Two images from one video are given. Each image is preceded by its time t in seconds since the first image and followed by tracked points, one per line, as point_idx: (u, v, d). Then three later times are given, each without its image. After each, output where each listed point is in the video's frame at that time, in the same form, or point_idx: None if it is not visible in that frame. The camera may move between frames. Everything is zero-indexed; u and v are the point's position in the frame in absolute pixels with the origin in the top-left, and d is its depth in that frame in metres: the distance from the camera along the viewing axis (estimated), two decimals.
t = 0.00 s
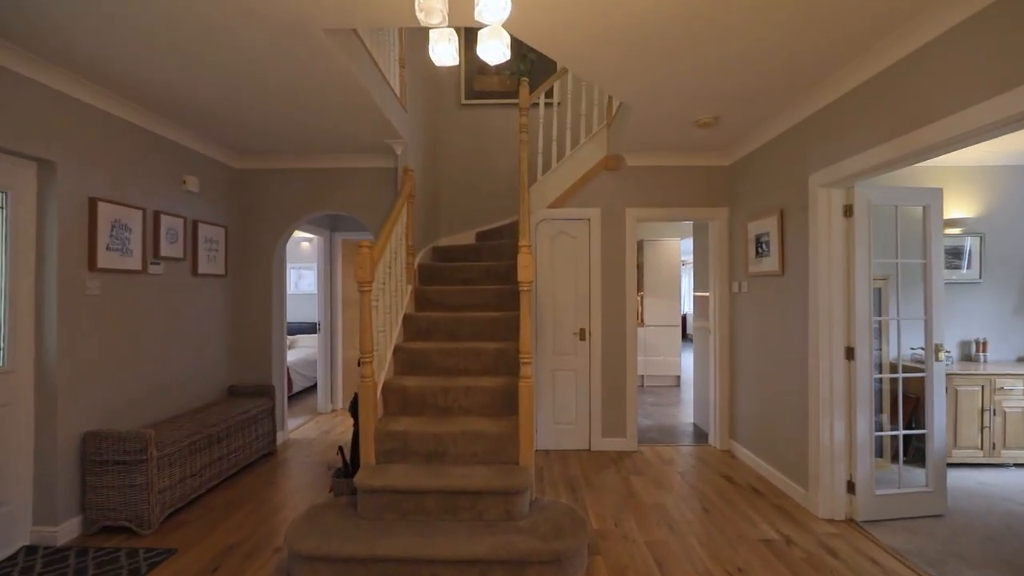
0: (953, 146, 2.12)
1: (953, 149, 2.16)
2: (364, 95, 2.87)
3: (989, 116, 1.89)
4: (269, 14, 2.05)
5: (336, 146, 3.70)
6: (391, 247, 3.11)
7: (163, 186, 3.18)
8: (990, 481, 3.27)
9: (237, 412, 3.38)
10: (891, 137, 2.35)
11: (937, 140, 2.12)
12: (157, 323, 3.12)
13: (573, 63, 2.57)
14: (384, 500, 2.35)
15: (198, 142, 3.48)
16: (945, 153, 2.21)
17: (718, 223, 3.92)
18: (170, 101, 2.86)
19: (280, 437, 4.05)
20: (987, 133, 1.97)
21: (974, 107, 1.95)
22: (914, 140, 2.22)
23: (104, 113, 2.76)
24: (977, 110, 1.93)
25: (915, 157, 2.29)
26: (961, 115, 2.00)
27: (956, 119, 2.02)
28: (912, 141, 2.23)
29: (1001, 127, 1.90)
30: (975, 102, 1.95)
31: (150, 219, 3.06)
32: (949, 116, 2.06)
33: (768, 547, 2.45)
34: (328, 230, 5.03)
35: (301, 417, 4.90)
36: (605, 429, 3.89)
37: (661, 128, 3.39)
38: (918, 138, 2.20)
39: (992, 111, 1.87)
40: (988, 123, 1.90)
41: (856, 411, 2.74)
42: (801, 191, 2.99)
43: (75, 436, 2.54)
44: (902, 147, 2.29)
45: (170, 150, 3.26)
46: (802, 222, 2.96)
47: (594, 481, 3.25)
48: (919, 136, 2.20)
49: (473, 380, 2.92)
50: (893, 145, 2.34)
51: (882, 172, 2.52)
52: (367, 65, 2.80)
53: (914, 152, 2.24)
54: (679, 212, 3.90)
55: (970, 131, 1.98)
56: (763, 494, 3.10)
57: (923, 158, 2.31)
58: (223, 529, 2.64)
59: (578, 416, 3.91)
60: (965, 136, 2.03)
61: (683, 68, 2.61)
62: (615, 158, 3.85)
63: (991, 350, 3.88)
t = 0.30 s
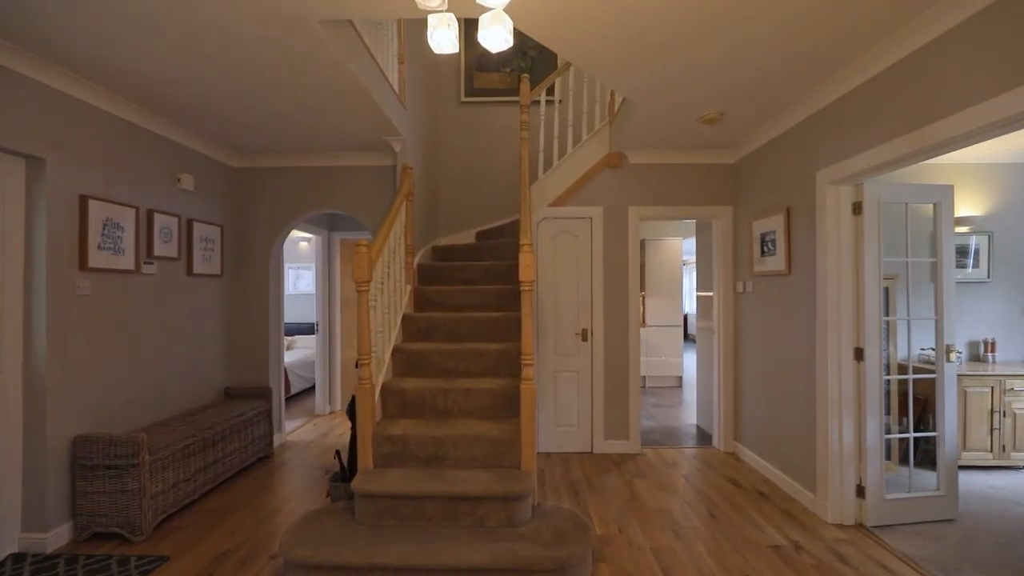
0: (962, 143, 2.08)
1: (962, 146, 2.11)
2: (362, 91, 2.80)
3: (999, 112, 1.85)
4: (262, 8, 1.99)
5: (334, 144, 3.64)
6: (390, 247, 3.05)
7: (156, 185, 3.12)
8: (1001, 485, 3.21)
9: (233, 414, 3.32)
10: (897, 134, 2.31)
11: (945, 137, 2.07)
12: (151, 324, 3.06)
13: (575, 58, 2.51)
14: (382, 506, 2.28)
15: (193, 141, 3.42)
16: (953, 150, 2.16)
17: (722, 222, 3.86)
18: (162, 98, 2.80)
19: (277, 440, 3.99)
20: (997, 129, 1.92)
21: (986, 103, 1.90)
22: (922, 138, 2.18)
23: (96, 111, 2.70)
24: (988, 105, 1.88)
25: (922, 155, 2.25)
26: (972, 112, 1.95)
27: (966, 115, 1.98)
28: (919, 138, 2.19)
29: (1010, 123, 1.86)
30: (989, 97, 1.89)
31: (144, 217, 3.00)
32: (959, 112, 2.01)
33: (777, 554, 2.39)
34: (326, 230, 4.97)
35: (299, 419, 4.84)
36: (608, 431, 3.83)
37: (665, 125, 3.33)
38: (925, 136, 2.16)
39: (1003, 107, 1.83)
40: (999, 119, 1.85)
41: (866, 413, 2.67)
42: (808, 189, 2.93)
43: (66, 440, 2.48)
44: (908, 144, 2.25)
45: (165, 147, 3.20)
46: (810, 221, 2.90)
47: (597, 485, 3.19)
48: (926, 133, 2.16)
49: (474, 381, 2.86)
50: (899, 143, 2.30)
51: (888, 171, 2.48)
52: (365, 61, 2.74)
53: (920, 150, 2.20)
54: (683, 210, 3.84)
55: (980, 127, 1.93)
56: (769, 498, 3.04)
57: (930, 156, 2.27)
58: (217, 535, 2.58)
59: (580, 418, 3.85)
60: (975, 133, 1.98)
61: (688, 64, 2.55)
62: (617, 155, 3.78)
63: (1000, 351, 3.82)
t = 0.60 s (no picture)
0: (970, 140, 2.04)
1: (971, 143, 2.07)
2: (358, 88, 2.74)
3: (1008, 109, 1.80)
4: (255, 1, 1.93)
5: (332, 142, 3.58)
6: (388, 247, 3.00)
7: (150, 183, 3.06)
8: (1008, 487, 3.17)
9: (229, 417, 3.26)
10: (905, 132, 2.26)
11: (953, 135, 2.03)
12: (144, 325, 3.00)
13: (577, 53, 2.45)
14: (380, 512, 2.23)
15: (188, 139, 3.37)
16: (961, 148, 2.12)
17: (725, 222, 3.81)
18: (155, 94, 2.74)
19: (274, 442, 3.93)
20: (1007, 126, 1.88)
21: (994, 99, 1.85)
22: (929, 136, 2.13)
23: (87, 107, 2.64)
24: (999, 101, 1.83)
25: (929, 153, 2.20)
26: (981, 108, 1.91)
27: (975, 112, 1.93)
28: (926, 135, 2.14)
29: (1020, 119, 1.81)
30: (1002, 91, 1.83)
31: (137, 216, 2.94)
32: (967, 109, 1.96)
33: (784, 559, 2.34)
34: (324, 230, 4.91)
35: (297, 421, 4.78)
36: (610, 433, 3.78)
37: (667, 123, 3.27)
38: (932, 133, 2.12)
39: (1014, 103, 1.78)
40: (1007, 116, 1.81)
41: (873, 415, 2.62)
42: (813, 187, 2.88)
43: (56, 445, 2.42)
44: (914, 142, 2.20)
45: (159, 146, 3.14)
46: (816, 219, 2.84)
47: (599, 488, 3.13)
48: (933, 130, 2.11)
49: (474, 383, 2.81)
50: (905, 141, 2.25)
51: (893, 169, 2.44)
52: (361, 57, 2.68)
53: (926, 148, 2.16)
54: (685, 209, 3.79)
55: (990, 124, 1.88)
56: (775, 501, 2.99)
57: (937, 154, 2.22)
58: (212, 541, 2.53)
59: (581, 420, 3.79)
60: (985, 130, 1.93)
61: (691, 61, 2.50)
62: (619, 154, 3.73)
63: (1006, 351, 3.78)
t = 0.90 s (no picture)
0: (975, 139, 2.00)
1: (976, 142, 2.04)
2: (356, 84, 2.70)
3: (1016, 106, 1.76)
4: None
5: (329, 140, 3.54)
6: (386, 246, 2.95)
7: (144, 182, 3.02)
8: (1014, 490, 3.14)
9: (225, 419, 3.22)
10: (909, 130, 2.23)
11: (957, 133, 2.00)
12: (138, 325, 2.96)
13: (578, 50, 2.42)
14: (378, 516, 2.19)
15: (183, 137, 3.32)
16: (966, 146, 2.09)
17: (726, 221, 3.78)
18: (148, 90, 2.69)
19: (271, 444, 3.89)
20: (1013, 124, 1.85)
21: (1001, 97, 1.82)
22: (933, 134, 2.10)
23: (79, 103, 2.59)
24: (1007, 98, 1.80)
25: (933, 152, 2.17)
26: (986, 106, 1.88)
27: (981, 109, 1.90)
28: (931, 134, 2.11)
29: None
30: (1011, 86, 1.79)
31: (131, 215, 2.90)
32: (973, 107, 1.93)
33: (788, 564, 2.30)
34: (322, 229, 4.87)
35: (295, 422, 4.74)
36: (610, 435, 3.74)
37: (668, 121, 3.24)
38: (936, 132, 2.09)
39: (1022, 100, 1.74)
40: (1014, 114, 1.78)
41: (878, 418, 2.59)
42: (817, 186, 2.84)
43: (47, 448, 2.38)
44: (917, 142, 2.18)
45: (154, 144, 3.10)
46: (820, 219, 2.80)
47: (600, 491, 3.10)
48: (938, 129, 2.08)
49: (474, 385, 2.77)
50: (909, 140, 2.22)
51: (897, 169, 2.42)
52: (358, 53, 2.64)
53: (929, 147, 2.13)
54: (687, 209, 3.75)
55: (997, 122, 1.85)
56: (778, 504, 2.95)
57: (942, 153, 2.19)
58: (206, 545, 2.49)
59: (582, 422, 3.76)
60: (991, 128, 1.90)
61: (693, 58, 2.46)
62: (619, 153, 3.70)
63: (1010, 352, 3.75)
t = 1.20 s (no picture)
0: (979, 137, 1.98)
1: (980, 140, 2.01)
2: (351, 81, 2.66)
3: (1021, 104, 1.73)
4: None
5: (327, 139, 3.51)
6: (384, 246, 2.92)
7: (139, 180, 2.98)
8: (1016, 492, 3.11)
9: (220, 420, 3.18)
10: (911, 129, 2.20)
11: (961, 132, 1.97)
12: (132, 326, 2.92)
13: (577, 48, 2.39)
14: (374, 520, 2.16)
15: (178, 136, 3.29)
16: (970, 145, 2.06)
17: (727, 221, 3.75)
18: (142, 88, 2.66)
19: (268, 446, 3.85)
20: (1017, 123, 1.82)
21: (1005, 95, 1.79)
22: (936, 133, 2.07)
23: (71, 100, 2.55)
24: (1011, 96, 1.77)
25: (936, 151, 2.14)
26: (991, 104, 1.84)
27: (985, 107, 1.87)
28: (934, 133, 2.08)
29: None
30: (1015, 84, 1.76)
31: (125, 214, 2.86)
32: (977, 105, 1.90)
33: (790, 567, 2.27)
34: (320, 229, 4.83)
35: (292, 423, 4.70)
36: (610, 436, 3.71)
37: (668, 120, 3.21)
38: (939, 130, 2.06)
39: None
40: (1018, 113, 1.75)
41: (882, 419, 2.56)
42: (819, 185, 2.82)
43: (39, 451, 2.34)
44: (920, 140, 2.15)
45: (148, 143, 3.06)
46: (822, 219, 2.77)
47: (600, 493, 3.07)
48: (941, 127, 2.05)
49: (472, 386, 2.74)
50: (912, 138, 2.19)
51: (900, 168, 2.39)
52: (355, 50, 2.60)
53: (932, 146, 2.10)
54: (687, 208, 3.72)
55: (1001, 121, 1.82)
56: (779, 506, 2.92)
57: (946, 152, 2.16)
58: (201, 548, 2.45)
59: (582, 423, 3.73)
60: (995, 126, 1.87)
61: (694, 56, 2.43)
62: (619, 152, 3.68)
63: (1011, 352, 3.73)
